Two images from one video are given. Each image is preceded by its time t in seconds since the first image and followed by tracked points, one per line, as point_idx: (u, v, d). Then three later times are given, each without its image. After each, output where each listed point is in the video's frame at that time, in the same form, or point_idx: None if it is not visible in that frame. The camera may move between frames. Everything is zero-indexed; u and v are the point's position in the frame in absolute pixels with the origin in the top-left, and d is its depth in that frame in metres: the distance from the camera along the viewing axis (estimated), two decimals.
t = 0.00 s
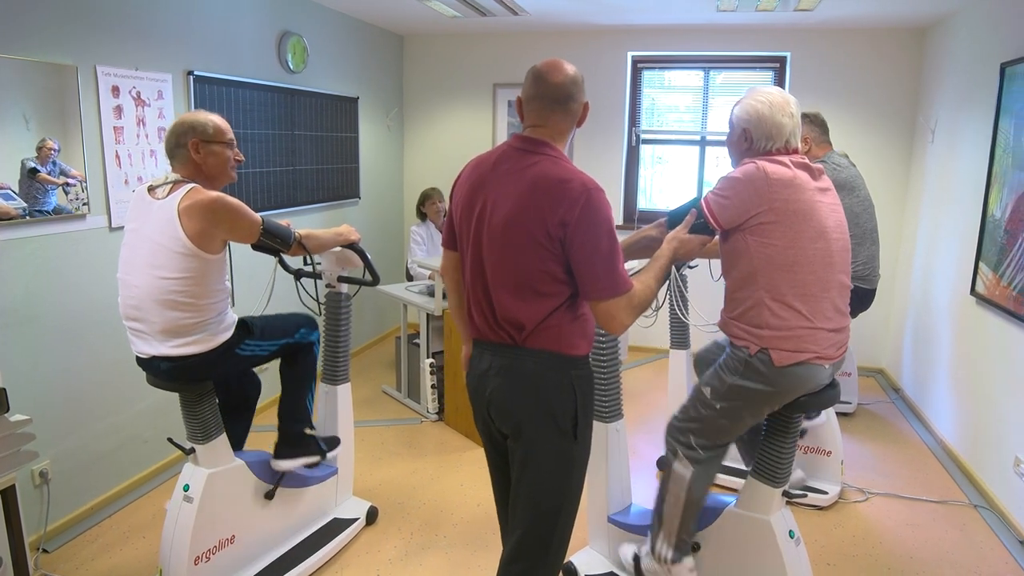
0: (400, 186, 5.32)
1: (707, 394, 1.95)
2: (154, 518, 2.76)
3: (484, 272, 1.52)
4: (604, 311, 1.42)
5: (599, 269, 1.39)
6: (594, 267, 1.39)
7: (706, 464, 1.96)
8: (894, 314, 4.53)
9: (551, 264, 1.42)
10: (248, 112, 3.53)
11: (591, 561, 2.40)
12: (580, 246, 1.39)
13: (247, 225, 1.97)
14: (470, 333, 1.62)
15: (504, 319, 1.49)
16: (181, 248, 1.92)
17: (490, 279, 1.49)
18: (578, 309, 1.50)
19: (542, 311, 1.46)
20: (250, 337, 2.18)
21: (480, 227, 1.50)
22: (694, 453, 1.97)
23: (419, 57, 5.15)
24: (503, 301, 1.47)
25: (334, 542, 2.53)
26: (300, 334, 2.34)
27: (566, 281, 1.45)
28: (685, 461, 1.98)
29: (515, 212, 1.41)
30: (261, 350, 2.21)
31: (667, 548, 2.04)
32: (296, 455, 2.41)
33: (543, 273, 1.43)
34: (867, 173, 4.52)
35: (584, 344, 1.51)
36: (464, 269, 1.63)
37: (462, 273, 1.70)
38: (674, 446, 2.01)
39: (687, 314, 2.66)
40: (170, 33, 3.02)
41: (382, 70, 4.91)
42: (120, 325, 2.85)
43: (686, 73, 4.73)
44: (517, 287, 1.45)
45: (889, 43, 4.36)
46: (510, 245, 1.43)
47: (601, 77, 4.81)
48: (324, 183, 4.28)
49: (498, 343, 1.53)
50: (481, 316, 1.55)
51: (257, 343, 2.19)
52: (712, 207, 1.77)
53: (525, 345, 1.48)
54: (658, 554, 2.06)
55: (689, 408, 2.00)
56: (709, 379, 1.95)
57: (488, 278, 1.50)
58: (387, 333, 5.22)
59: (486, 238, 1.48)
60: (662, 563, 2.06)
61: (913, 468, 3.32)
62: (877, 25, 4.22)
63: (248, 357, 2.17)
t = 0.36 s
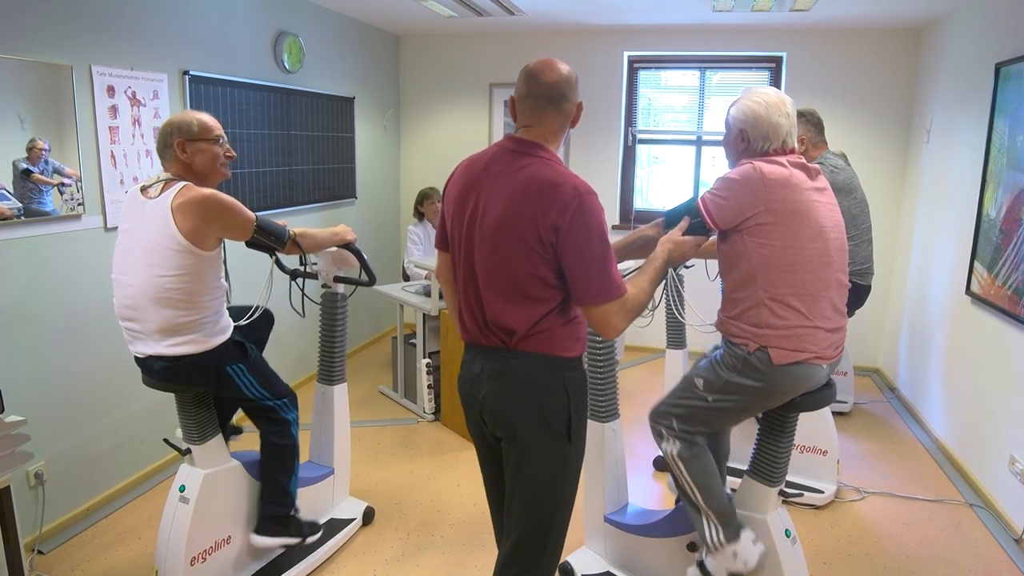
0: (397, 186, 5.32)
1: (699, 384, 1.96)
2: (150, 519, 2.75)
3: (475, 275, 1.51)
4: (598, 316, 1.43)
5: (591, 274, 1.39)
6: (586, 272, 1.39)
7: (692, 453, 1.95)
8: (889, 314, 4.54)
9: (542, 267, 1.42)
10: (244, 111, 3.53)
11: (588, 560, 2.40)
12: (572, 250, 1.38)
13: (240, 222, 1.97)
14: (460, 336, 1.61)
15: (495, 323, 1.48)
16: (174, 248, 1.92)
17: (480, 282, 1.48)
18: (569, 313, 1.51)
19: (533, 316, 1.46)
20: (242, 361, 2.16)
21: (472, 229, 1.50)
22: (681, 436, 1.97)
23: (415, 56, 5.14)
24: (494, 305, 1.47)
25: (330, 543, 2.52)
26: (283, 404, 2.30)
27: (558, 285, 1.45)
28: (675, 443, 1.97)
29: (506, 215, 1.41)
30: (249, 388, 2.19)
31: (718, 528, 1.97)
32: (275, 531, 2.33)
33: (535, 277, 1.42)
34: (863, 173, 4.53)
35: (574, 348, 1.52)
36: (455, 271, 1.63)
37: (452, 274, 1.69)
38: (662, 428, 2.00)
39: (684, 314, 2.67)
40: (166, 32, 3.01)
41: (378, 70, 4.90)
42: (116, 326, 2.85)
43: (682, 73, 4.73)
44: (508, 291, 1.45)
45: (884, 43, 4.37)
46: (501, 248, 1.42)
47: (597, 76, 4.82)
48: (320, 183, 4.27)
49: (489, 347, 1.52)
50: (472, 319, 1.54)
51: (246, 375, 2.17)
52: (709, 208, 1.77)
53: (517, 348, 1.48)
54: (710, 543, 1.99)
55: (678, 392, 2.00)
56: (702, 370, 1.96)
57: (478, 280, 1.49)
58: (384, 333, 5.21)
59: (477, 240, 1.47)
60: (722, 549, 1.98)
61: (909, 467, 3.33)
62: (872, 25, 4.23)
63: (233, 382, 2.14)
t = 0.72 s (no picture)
0: (393, 186, 5.31)
1: (697, 345, 1.90)
2: (146, 520, 2.74)
3: (470, 276, 1.51)
4: (595, 321, 1.43)
5: (589, 278, 1.39)
6: (583, 276, 1.39)
7: (661, 398, 1.95)
8: (885, 313, 4.55)
9: (540, 270, 1.42)
10: (240, 112, 3.52)
11: (584, 560, 2.40)
12: (570, 254, 1.39)
13: (236, 223, 1.96)
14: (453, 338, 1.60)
15: (489, 325, 1.48)
16: (169, 248, 1.91)
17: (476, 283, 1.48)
18: (563, 317, 1.51)
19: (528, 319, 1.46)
20: (244, 352, 2.17)
21: (468, 229, 1.49)
22: (654, 378, 1.94)
23: (411, 56, 5.14)
24: (489, 308, 1.46)
25: (327, 543, 2.52)
26: (292, 368, 2.32)
27: (554, 289, 1.46)
28: (644, 381, 1.95)
29: (504, 216, 1.41)
30: (253, 369, 2.20)
31: (659, 466, 1.96)
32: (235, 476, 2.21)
33: (531, 280, 1.43)
34: (859, 173, 4.54)
35: (568, 352, 1.52)
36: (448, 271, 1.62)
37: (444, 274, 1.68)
38: (638, 363, 1.97)
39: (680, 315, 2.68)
40: (162, 32, 3.01)
41: (374, 69, 4.90)
42: (111, 326, 2.84)
43: (679, 73, 4.74)
44: (504, 294, 1.44)
45: (879, 43, 4.38)
46: (498, 250, 1.42)
47: (594, 76, 4.82)
48: (316, 183, 4.27)
49: (482, 350, 1.52)
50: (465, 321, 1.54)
51: (249, 360, 2.19)
52: (707, 214, 1.79)
53: (511, 352, 1.48)
54: (649, 476, 1.99)
55: (674, 343, 1.94)
56: (705, 333, 1.91)
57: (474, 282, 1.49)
58: (380, 333, 5.21)
59: (474, 241, 1.47)
60: (657, 486, 1.98)
61: (904, 466, 3.34)
62: (867, 25, 4.24)
63: (237, 371, 2.15)
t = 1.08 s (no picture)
0: (389, 185, 5.31)
1: (703, 400, 1.95)
2: (142, 521, 2.73)
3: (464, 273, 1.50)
4: (590, 319, 1.44)
5: (585, 277, 1.40)
6: (579, 273, 1.40)
7: (710, 466, 1.98)
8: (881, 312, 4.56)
9: (536, 267, 1.42)
10: (236, 112, 3.51)
11: (581, 559, 2.40)
12: (567, 252, 1.39)
13: (234, 225, 1.96)
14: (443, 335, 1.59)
15: (485, 323, 1.47)
16: (166, 249, 1.91)
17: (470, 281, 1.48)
18: (555, 315, 1.52)
19: (525, 317, 1.46)
20: (238, 339, 2.16)
21: (462, 226, 1.49)
22: (699, 465, 1.98)
23: (408, 56, 5.14)
24: (485, 306, 1.46)
25: (323, 544, 2.52)
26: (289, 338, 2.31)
27: (550, 287, 1.46)
28: (691, 475, 1.98)
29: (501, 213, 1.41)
30: (251, 352, 2.20)
31: (678, 562, 2.06)
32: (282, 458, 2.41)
33: (527, 278, 1.43)
34: (855, 172, 4.55)
35: (560, 350, 1.53)
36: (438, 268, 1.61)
37: (433, 271, 1.66)
38: (679, 461, 2.00)
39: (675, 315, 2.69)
40: (157, 32, 3.00)
41: (371, 69, 4.89)
42: (107, 326, 2.83)
43: (675, 73, 4.75)
44: (501, 291, 1.44)
45: (874, 43, 4.39)
46: (496, 246, 1.42)
47: (591, 76, 4.83)
48: (313, 183, 4.26)
49: (475, 348, 1.51)
50: (458, 319, 1.53)
51: (245, 345, 2.18)
52: (701, 207, 1.79)
53: (507, 350, 1.48)
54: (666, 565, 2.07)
55: (688, 417, 2.01)
56: (702, 384, 1.96)
57: (469, 279, 1.48)
58: (376, 333, 5.20)
59: (469, 238, 1.46)
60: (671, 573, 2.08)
61: (900, 465, 3.34)
62: (862, 25, 4.25)
63: (238, 359, 2.16)
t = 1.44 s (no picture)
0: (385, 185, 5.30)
1: (686, 367, 1.92)
2: (138, 522, 2.73)
3: (438, 270, 1.50)
4: (562, 307, 1.48)
5: (558, 265, 1.44)
6: (555, 260, 1.44)
7: (668, 428, 1.96)
8: (877, 312, 4.58)
9: (511, 258, 1.44)
10: (233, 112, 3.51)
11: (578, 559, 2.40)
12: (542, 240, 1.42)
13: (226, 222, 1.95)
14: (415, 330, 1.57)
15: (463, 313, 1.48)
16: (161, 249, 1.90)
17: (447, 276, 1.48)
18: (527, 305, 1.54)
19: (503, 306, 1.47)
20: (229, 363, 2.14)
21: (434, 223, 1.48)
22: (659, 409, 1.96)
23: (404, 56, 5.13)
24: (463, 298, 1.47)
25: (320, 544, 2.51)
26: (269, 405, 2.30)
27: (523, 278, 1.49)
28: (652, 414, 1.96)
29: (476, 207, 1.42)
30: (236, 388, 2.16)
31: (698, 494, 1.95)
32: (257, 531, 2.32)
33: (503, 270, 1.45)
34: (850, 172, 4.56)
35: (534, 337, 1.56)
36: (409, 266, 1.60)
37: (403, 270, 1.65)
38: (640, 399, 1.99)
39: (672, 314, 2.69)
40: (152, 32, 2.99)
41: (367, 69, 4.89)
42: (103, 327, 2.82)
43: (671, 73, 4.75)
44: (478, 282, 1.45)
45: (870, 43, 4.40)
46: (473, 238, 1.43)
47: (587, 76, 4.83)
48: (309, 183, 4.26)
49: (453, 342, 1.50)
50: (433, 313, 1.52)
51: (233, 375, 2.15)
52: (699, 210, 1.79)
53: (485, 338, 1.48)
54: (692, 509, 1.97)
55: (662, 372, 1.97)
56: (690, 354, 1.93)
57: (445, 272, 1.48)
58: (373, 334, 5.20)
59: (444, 232, 1.47)
60: (703, 515, 1.97)
61: (896, 464, 3.35)
62: (857, 25, 4.26)
63: (221, 384, 2.11)
